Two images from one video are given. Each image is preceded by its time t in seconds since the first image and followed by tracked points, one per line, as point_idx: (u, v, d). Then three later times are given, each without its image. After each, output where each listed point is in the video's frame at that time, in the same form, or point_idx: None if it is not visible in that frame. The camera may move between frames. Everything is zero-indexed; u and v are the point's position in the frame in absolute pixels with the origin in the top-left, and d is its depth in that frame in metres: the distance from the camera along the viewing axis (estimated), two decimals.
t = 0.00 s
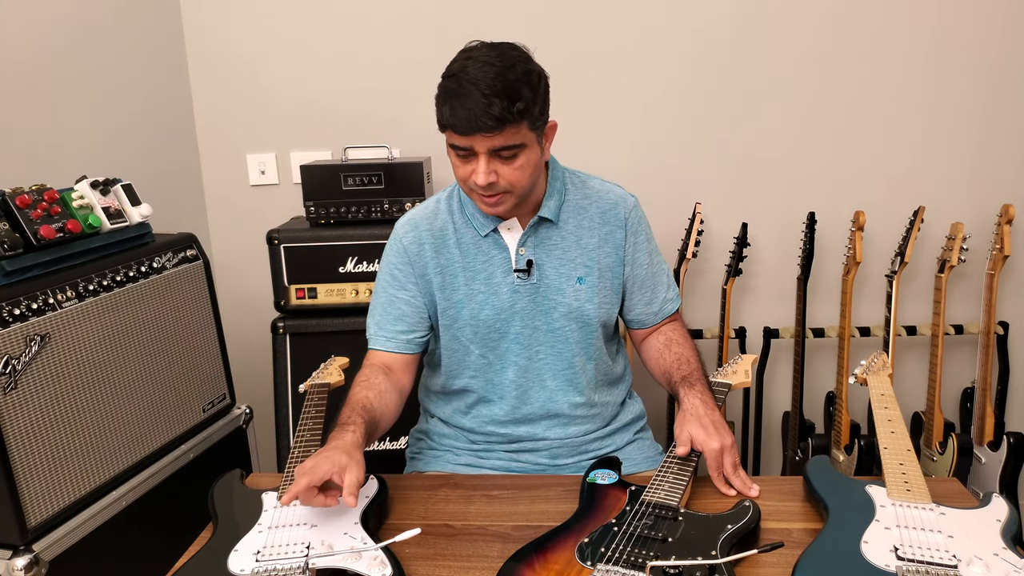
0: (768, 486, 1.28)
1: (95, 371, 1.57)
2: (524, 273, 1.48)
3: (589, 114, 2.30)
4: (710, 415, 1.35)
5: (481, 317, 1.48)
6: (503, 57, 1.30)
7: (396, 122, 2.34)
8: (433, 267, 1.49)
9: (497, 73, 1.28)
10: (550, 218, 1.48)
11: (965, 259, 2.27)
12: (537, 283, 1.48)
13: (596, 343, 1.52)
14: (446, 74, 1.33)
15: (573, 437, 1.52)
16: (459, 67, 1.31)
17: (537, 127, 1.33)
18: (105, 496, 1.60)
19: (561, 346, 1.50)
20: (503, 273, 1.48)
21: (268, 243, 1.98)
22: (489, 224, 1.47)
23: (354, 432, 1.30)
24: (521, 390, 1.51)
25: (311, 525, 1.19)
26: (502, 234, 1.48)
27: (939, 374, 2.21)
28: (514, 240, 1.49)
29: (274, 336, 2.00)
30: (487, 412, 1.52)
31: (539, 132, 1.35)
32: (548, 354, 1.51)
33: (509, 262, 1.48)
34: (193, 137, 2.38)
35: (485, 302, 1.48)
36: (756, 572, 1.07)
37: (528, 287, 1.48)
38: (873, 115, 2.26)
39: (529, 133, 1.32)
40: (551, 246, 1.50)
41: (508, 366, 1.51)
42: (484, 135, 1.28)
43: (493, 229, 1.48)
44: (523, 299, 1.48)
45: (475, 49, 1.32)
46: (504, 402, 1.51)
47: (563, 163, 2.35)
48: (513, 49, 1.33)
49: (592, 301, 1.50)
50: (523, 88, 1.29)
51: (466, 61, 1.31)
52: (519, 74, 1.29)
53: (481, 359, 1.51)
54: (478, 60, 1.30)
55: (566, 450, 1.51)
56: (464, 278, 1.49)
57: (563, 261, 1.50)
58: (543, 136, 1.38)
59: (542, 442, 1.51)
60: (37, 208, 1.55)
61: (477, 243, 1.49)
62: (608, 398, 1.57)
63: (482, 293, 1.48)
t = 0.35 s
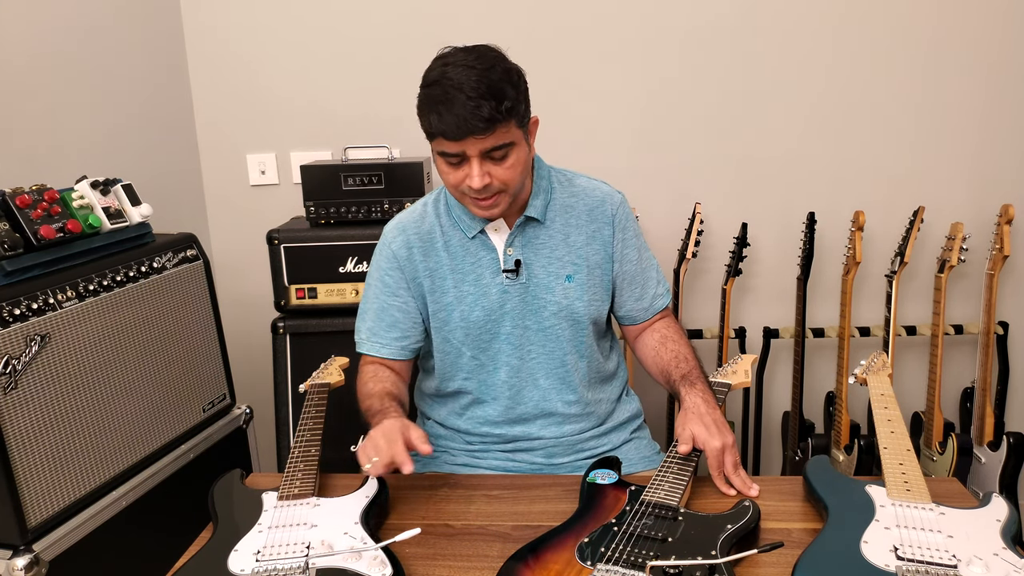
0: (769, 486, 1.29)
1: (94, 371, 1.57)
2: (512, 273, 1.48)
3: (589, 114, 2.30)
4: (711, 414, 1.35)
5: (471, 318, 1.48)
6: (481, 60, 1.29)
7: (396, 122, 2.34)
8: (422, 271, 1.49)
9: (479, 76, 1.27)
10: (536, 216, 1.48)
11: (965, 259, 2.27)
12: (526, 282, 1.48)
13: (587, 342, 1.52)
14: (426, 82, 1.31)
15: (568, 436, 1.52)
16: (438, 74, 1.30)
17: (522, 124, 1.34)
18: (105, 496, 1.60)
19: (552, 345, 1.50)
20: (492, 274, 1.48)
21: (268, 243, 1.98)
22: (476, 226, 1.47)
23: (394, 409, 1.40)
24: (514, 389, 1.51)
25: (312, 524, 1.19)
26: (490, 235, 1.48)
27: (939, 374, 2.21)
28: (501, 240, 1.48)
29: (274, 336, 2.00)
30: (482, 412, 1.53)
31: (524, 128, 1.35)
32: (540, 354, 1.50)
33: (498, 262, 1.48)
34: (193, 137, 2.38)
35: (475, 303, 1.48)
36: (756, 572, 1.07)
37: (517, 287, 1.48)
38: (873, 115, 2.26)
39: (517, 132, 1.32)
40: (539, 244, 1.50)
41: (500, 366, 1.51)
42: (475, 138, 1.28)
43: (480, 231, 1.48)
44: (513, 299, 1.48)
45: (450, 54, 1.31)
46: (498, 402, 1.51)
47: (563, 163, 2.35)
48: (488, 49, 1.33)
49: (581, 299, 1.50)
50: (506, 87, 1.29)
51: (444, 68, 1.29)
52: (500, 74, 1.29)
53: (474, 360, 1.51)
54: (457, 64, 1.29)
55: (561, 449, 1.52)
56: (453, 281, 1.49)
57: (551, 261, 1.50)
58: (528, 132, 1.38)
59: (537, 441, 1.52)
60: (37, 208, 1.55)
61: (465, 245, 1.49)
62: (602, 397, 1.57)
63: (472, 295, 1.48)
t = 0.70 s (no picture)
0: (769, 486, 1.29)
1: (94, 371, 1.57)
2: (513, 275, 1.47)
3: (589, 114, 2.30)
4: (711, 414, 1.35)
5: (472, 320, 1.48)
6: (490, 61, 1.29)
7: (396, 122, 2.34)
8: (422, 274, 1.49)
9: (493, 77, 1.27)
10: (537, 219, 1.48)
11: (965, 259, 2.27)
12: (527, 284, 1.48)
13: (587, 343, 1.52)
14: (435, 86, 1.30)
15: (569, 437, 1.52)
16: (446, 79, 1.29)
17: (533, 122, 1.34)
18: (105, 496, 1.60)
19: (552, 347, 1.50)
20: (493, 276, 1.48)
21: (268, 243, 1.98)
22: (477, 228, 1.47)
23: (427, 413, 1.51)
24: (515, 391, 1.51)
25: (312, 524, 1.19)
26: (491, 237, 1.48)
27: (939, 374, 2.21)
28: (502, 242, 1.48)
29: (274, 336, 2.00)
30: (482, 414, 1.53)
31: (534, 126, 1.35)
32: (540, 356, 1.50)
33: (498, 265, 1.48)
34: (193, 137, 2.38)
35: (476, 305, 1.47)
36: (756, 572, 1.07)
37: (518, 289, 1.48)
38: (873, 115, 2.26)
39: (531, 130, 1.33)
40: (540, 246, 1.49)
41: (501, 369, 1.50)
42: (494, 140, 1.28)
43: (481, 233, 1.47)
44: (513, 301, 1.48)
45: (456, 58, 1.30)
46: (498, 404, 1.52)
47: (563, 163, 2.35)
48: (492, 49, 1.32)
49: (582, 301, 1.49)
50: (520, 86, 1.29)
51: (452, 72, 1.29)
52: (511, 74, 1.29)
53: (474, 362, 1.51)
54: (467, 68, 1.28)
55: (562, 449, 1.52)
56: (453, 284, 1.48)
57: (552, 263, 1.49)
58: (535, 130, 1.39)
59: (538, 441, 1.52)
60: (37, 208, 1.55)
61: (466, 248, 1.48)
62: (603, 398, 1.57)
63: (472, 297, 1.48)
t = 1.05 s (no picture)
0: (769, 486, 1.29)
1: (94, 371, 1.57)
2: (516, 276, 1.47)
3: (589, 114, 2.30)
4: (713, 415, 1.35)
5: (474, 321, 1.48)
6: (501, 64, 1.28)
7: (395, 122, 2.34)
8: (424, 273, 1.49)
9: (504, 80, 1.27)
10: (542, 220, 1.48)
11: (965, 259, 2.27)
12: (530, 286, 1.48)
13: (589, 345, 1.52)
14: (445, 89, 1.30)
15: (569, 437, 1.52)
16: (456, 82, 1.29)
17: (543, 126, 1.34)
18: (105, 496, 1.60)
19: (555, 349, 1.50)
20: (495, 277, 1.48)
21: (268, 243, 1.98)
22: (481, 227, 1.46)
23: (433, 420, 1.51)
24: (516, 392, 1.51)
25: (311, 524, 1.19)
26: (495, 237, 1.48)
27: (938, 374, 2.21)
28: (506, 243, 1.48)
29: (274, 336, 2.00)
30: (483, 414, 1.53)
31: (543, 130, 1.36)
32: (542, 357, 1.50)
33: (501, 266, 1.48)
34: (193, 137, 2.38)
35: (478, 305, 1.47)
36: (756, 572, 1.07)
37: (520, 290, 1.48)
38: (873, 115, 2.26)
39: (540, 134, 1.33)
40: (544, 248, 1.49)
41: (502, 369, 1.51)
42: (504, 145, 1.28)
43: (485, 232, 1.47)
44: (516, 302, 1.48)
45: (466, 60, 1.30)
46: (499, 404, 1.52)
47: (563, 163, 2.35)
48: (501, 52, 1.32)
49: (585, 303, 1.49)
50: (531, 90, 1.29)
51: (462, 75, 1.28)
52: (522, 77, 1.29)
53: (476, 362, 1.51)
54: (478, 70, 1.28)
55: (563, 450, 1.52)
56: (455, 283, 1.48)
57: (556, 264, 1.49)
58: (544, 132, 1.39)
59: (539, 442, 1.52)
60: (37, 208, 1.55)
61: (469, 248, 1.48)
62: (604, 399, 1.57)
63: (475, 297, 1.48)
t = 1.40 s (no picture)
0: (769, 486, 1.29)
1: (94, 371, 1.57)
2: (518, 274, 1.47)
3: (589, 114, 2.30)
4: (713, 415, 1.35)
5: (476, 319, 1.48)
6: (503, 64, 1.28)
7: (395, 122, 2.34)
8: (426, 272, 1.49)
9: (508, 80, 1.27)
10: (544, 218, 1.48)
11: (965, 259, 2.27)
12: (532, 284, 1.48)
13: (591, 343, 1.52)
14: (447, 91, 1.30)
15: (570, 437, 1.52)
16: (459, 84, 1.28)
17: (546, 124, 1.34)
18: (105, 496, 1.60)
19: (557, 347, 1.50)
20: (497, 274, 1.48)
21: (268, 243, 1.98)
22: (484, 225, 1.47)
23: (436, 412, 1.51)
24: (517, 391, 1.51)
25: (311, 524, 1.19)
26: (497, 235, 1.48)
27: (938, 374, 2.21)
28: (508, 241, 1.48)
29: (274, 336, 2.00)
30: (484, 413, 1.53)
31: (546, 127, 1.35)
32: (544, 356, 1.50)
33: (504, 263, 1.48)
34: (193, 137, 2.38)
35: (480, 303, 1.47)
36: (756, 572, 1.07)
37: (522, 288, 1.48)
38: (873, 115, 2.26)
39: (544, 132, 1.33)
40: (546, 246, 1.49)
41: (504, 368, 1.50)
42: (510, 145, 1.28)
43: (488, 230, 1.47)
44: (518, 299, 1.48)
45: (468, 62, 1.29)
46: (500, 403, 1.52)
47: (563, 163, 2.35)
48: (502, 52, 1.31)
49: (587, 300, 1.49)
50: (534, 89, 1.29)
51: (465, 77, 1.28)
52: (524, 76, 1.29)
53: (478, 361, 1.51)
54: (480, 73, 1.27)
55: (563, 450, 1.52)
56: (458, 281, 1.48)
57: (558, 262, 1.49)
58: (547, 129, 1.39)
59: (540, 441, 1.52)
60: (37, 208, 1.55)
61: (471, 246, 1.48)
62: (605, 398, 1.57)
63: (477, 295, 1.47)
